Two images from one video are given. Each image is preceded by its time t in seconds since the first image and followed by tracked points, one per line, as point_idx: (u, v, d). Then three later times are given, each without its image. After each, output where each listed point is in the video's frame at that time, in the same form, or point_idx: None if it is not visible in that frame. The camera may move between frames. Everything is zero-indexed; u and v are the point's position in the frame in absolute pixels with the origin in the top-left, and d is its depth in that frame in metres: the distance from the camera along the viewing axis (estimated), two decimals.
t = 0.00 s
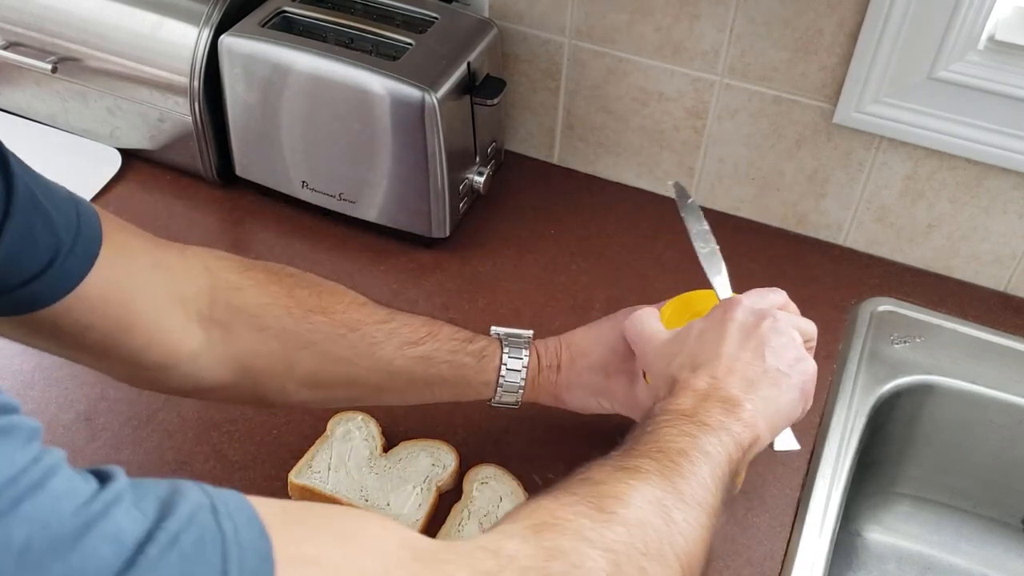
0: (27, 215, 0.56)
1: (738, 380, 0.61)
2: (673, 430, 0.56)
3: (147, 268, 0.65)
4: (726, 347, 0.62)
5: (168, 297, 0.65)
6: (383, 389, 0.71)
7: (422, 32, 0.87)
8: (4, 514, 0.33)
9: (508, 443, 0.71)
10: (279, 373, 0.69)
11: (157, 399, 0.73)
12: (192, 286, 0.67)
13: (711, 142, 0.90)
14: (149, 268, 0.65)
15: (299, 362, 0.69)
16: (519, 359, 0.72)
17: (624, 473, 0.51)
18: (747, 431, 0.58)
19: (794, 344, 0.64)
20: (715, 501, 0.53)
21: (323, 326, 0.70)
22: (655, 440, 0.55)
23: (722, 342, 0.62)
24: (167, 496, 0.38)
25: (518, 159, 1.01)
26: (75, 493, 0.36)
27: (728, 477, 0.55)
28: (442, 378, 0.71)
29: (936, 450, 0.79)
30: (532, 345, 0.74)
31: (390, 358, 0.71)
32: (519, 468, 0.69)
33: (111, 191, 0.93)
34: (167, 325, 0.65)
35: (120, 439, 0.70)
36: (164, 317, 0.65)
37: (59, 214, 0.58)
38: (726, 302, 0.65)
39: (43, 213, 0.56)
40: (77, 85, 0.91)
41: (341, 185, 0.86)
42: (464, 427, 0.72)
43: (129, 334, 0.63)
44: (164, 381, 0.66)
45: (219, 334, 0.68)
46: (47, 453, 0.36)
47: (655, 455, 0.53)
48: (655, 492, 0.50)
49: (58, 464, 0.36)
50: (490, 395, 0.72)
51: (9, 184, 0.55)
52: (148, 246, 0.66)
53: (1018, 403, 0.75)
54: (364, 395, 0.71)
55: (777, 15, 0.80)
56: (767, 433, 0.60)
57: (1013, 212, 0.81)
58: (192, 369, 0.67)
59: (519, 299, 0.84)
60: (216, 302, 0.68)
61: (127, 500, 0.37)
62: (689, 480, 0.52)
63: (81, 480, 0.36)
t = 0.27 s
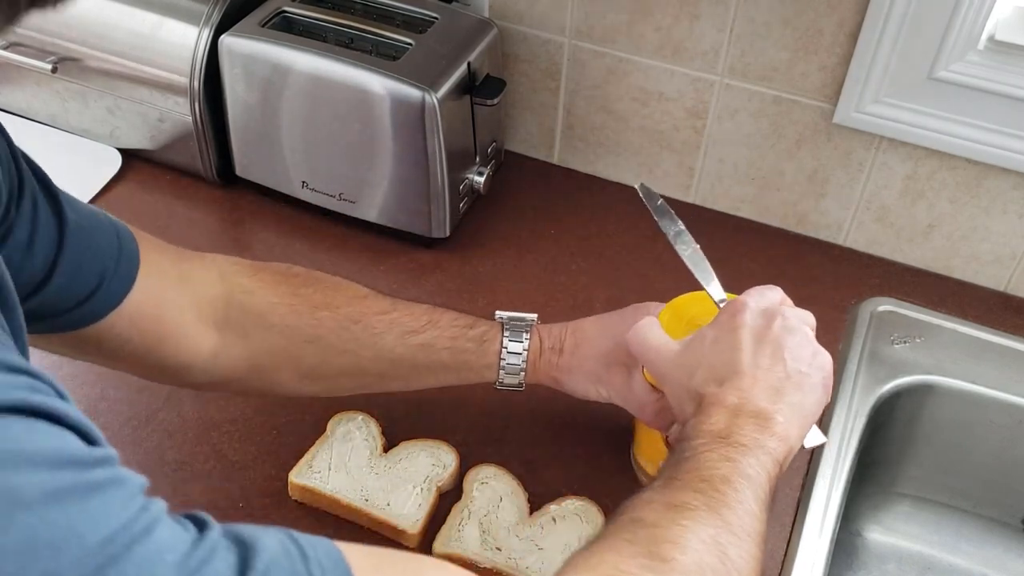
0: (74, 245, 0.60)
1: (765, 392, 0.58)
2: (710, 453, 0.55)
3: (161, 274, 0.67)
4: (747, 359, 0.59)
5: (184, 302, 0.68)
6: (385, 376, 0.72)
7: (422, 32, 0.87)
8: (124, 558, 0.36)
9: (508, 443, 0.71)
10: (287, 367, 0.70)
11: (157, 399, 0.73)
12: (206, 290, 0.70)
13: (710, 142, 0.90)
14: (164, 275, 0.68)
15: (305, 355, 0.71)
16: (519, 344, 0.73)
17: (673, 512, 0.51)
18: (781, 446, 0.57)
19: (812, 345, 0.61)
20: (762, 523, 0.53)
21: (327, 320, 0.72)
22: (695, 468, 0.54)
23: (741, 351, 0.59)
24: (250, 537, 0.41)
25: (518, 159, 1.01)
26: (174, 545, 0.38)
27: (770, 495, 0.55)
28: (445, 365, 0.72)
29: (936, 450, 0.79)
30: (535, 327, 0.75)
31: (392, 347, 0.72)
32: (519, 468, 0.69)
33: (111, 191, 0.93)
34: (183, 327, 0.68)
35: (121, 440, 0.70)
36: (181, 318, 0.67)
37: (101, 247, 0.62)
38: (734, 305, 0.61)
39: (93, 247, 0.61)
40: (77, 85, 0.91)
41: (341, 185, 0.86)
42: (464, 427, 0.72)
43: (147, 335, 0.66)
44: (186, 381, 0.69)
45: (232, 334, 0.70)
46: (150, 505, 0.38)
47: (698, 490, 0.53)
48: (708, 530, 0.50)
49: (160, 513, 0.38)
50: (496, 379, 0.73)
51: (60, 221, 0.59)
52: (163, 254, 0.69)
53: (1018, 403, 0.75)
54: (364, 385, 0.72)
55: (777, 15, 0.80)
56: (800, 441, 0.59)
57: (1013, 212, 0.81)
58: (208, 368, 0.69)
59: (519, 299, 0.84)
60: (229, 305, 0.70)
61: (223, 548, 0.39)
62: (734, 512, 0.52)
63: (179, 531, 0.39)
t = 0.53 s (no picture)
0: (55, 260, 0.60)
1: (797, 391, 0.57)
2: (756, 462, 0.54)
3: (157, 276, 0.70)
4: (766, 361, 0.58)
5: (181, 303, 0.70)
6: (385, 354, 0.73)
7: (422, 32, 0.87)
8: (127, 515, 0.37)
9: (508, 443, 0.71)
10: (285, 357, 0.72)
11: (157, 399, 0.73)
12: (201, 291, 0.72)
13: (711, 142, 0.90)
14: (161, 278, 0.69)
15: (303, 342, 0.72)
16: (516, 307, 0.73)
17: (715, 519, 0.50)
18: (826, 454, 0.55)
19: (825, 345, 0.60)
20: (818, 529, 0.52)
21: (321, 303, 0.73)
22: (741, 475, 0.53)
23: (757, 354, 0.58)
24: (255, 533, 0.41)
25: (518, 159, 1.01)
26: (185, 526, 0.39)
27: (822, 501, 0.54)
28: (445, 337, 0.73)
29: (936, 450, 0.79)
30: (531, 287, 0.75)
31: (390, 322, 0.73)
32: (519, 468, 0.69)
33: (111, 191, 0.93)
34: (182, 325, 0.69)
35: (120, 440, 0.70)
36: (180, 317, 0.69)
37: (91, 263, 0.63)
38: (731, 314, 0.60)
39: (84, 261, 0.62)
40: (77, 85, 0.91)
41: (341, 185, 0.86)
42: (464, 427, 0.72)
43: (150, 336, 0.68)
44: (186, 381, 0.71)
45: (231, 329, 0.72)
46: (158, 483, 0.40)
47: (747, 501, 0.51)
48: (754, 537, 0.49)
49: (167, 493, 0.40)
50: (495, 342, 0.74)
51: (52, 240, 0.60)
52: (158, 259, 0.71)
53: (1018, 403, 0.75)
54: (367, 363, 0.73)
55: (777, 15, 0.80)
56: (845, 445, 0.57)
57: (1013, 212, 0.81)
58: (209, 363, 0.70)
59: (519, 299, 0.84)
60: (225, 302, 0.72)
61: (231, 535, 0.40)
62: (782, 519, 0.51)
63: (188, 514, 0.40)
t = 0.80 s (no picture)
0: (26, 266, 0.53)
1: (738, 357, 0.59)
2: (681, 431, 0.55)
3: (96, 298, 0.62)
4: (727, 325, 0.60)
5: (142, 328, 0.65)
6: (350, 391, 0.69)
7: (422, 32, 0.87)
8: (50, 494, 0.34)
9: (508, 443, 0.71)
10: (250, 387, 0.68)
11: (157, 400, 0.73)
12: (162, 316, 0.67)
13: (711, 142, 0.90)
14: (121, 300, 0.64)
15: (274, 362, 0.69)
16: (486, 352, 0.71)
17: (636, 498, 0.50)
18: (746, 407, 0.57)
19: (789, 327, 0.63)
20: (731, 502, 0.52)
21: (288, 337, 0.70)
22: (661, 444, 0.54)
23: (722, 322, 0.60)
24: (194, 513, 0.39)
25: (518, 159, 1.01)
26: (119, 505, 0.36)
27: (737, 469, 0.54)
28: (411, 379, 0.70)
29: (935, 450, 0.79)
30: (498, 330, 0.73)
31: (356, 362, 0.70)
32: (518, 468, 0.69)
33: (111, 191, 0.93)
34: (143, 354, 0.64)
35: (120, 440, 0.70)
36: (140, 342, 0.64)
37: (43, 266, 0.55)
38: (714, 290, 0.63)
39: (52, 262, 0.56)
40: (77, 85, 0.91)
41: (341, 185, 0.86)
42: (463, 427, 0.72)
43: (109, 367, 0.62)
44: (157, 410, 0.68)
45: (191, 360, 0.67)
46: (95, 456, 0.37)
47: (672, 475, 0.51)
48: (674, 518, 0.49)
49: (106, 470, 0.37)
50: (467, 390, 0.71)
51: None
52: (104, 279, 0.64)
53: (1017, 403, 0.75)
54: (328, 403, 0.69)
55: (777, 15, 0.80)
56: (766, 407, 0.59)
57: (1014, 212, 0.81)
58: (170, 394, 0.66)
59: (519, 299, 0.84)
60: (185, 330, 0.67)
61: (169, 516, 0.38)
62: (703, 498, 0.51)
63: (126, 491, 0.37)
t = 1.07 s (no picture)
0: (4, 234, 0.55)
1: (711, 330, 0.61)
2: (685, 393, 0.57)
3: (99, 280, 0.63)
4: (713, 295, 0.63)
5: (149, 310, 0.66)
6: (360, 373, 0.70)
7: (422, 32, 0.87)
8: (23, 426, 0.32)
9: (508, 443, 0.71)
10: (259, 373, 0.68)
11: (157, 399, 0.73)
12: (171, 300, 0.68)
13: (711, 142, 0.90)
14: (119, 278, 0.65)
15: (280, 351, 0.69)
16: (497, 335, 0.72)
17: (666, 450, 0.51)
18: (741, 372, 0.58)
19: (767, 289, 0.65)
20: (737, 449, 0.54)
21: (297, 320, 0.70)
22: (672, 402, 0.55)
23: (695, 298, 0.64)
24: (187, 448, 0.37)
25: (518, 159, 1.01)
26: (99, 438, 0.34)
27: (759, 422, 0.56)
28: (422, 362, 0.71)
29: (936, 450, 0.79)
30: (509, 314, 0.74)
31: (367, 345, 0.70)
32: (518, 468, 0.69)
33: (111, 191, 0.93)
34: (142, 334, 0.65)
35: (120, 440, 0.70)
36: (147, 323, 0.65)
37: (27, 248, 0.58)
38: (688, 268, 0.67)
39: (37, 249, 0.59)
40: (77, 85, 0.91)
41: (341, 185, 0.86)
42: (463, 426, 0.72)
43: (108, 345, 0.63)
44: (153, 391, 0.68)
45: (199, 343, 0.67)
46: (72, 392, 0.35)
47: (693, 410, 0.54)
48: (698, 459, 0.51)
49: (84, 405, 0.35)
50: (477, 374, 0.73)
51: None
52: (112, 263, 0.65)
53: (1018, 403, 0.75)
54: (337, 385, 0.70)
55: (777, 15, 0.80)
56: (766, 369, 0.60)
57: (1014, 212, 0.81)
58: (177, 376, 0.66)
59: (519, 299, 0.84)
60: (194, 314, 0.68)
61: (151, 450, 0.36)
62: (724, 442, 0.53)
63: (106, 425, 0.35)
